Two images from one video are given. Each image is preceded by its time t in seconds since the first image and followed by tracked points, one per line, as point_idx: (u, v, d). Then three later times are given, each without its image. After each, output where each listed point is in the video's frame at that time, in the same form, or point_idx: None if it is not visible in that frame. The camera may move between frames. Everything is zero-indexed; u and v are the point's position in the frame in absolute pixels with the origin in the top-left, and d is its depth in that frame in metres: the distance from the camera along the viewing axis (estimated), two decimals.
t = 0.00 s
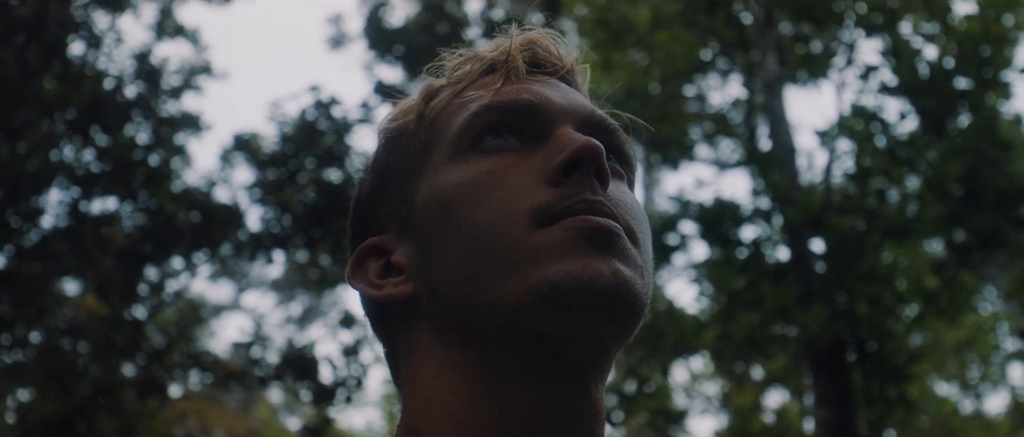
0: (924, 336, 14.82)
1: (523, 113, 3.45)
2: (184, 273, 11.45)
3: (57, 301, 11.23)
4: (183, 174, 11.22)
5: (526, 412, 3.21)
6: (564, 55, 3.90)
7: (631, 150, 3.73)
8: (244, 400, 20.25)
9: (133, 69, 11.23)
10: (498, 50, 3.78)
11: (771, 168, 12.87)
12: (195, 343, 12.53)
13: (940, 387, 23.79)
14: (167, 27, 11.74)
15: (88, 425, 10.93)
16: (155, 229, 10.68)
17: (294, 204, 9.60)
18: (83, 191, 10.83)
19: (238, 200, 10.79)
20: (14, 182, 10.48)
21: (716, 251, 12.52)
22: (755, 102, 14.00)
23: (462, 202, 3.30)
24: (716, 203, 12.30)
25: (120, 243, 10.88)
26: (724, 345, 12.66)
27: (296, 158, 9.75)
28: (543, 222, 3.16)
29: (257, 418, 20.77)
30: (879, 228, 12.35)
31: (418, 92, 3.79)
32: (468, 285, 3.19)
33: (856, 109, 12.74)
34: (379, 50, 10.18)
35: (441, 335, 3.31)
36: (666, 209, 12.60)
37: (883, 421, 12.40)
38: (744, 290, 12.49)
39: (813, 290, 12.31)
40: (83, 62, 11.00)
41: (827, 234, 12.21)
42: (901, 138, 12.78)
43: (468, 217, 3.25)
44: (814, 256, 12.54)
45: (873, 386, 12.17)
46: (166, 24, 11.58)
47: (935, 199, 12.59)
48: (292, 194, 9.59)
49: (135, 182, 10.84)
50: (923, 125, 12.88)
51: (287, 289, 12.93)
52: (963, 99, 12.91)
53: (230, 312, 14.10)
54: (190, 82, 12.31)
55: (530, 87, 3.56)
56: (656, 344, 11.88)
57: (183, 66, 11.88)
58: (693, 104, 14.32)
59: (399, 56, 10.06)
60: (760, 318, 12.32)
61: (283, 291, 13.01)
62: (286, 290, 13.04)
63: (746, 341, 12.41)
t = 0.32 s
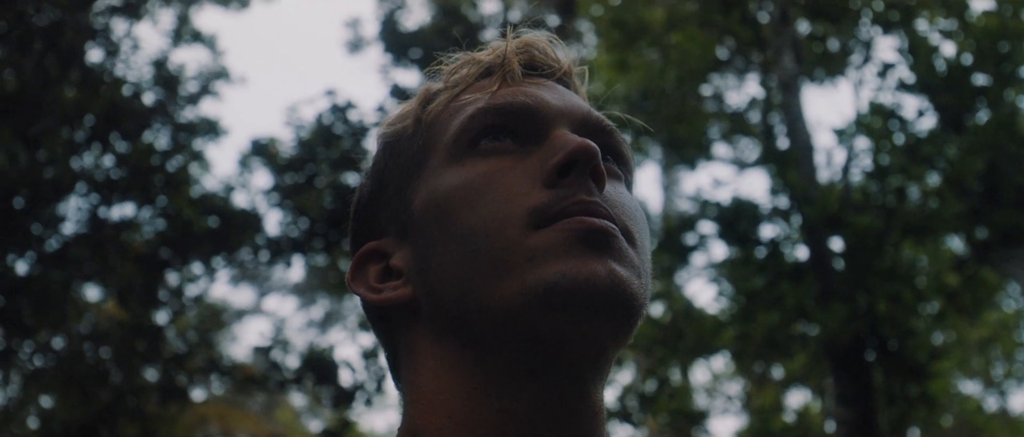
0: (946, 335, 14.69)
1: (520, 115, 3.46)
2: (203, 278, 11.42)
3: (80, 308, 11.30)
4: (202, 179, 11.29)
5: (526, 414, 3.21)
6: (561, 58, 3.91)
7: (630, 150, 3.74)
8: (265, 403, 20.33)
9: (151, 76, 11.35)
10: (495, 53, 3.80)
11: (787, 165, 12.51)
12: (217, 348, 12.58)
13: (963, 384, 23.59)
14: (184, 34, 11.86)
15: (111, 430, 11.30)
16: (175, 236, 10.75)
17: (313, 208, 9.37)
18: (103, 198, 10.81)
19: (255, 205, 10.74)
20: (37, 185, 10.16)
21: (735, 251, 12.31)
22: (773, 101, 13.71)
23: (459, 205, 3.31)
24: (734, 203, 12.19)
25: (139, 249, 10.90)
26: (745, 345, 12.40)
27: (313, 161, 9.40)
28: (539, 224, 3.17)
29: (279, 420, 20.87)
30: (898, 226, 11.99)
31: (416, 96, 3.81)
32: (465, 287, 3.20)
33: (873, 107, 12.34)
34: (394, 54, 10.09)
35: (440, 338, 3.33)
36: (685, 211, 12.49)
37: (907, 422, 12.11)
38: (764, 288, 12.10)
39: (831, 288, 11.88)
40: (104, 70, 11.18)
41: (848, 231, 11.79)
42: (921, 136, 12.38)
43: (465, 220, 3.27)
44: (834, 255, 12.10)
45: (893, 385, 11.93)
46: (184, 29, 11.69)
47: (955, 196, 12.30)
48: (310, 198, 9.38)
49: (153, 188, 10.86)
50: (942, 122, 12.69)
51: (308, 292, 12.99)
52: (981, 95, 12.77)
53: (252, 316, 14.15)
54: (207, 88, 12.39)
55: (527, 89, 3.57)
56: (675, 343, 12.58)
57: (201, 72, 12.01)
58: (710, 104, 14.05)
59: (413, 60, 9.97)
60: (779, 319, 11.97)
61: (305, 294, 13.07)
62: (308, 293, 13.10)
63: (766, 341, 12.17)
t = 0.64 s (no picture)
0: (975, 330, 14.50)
1: (517, 116, 3.48)
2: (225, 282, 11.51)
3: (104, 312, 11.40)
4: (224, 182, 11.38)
5: (527, 414, 3.22)
6: (561, 58, 3.92)
7: (629, 149, 3.74)
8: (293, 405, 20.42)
9: (173, 80, 11.51)
10: (493, 54, 3.81)
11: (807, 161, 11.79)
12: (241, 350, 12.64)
13: (992, 380, 23.29)
14: (203, 38, 12.02)
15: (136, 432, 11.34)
16: (195, 240, 10.96)
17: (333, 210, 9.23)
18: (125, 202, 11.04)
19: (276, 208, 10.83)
20: (58, 188, 10.50)
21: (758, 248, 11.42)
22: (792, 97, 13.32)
23: (457, 206, 3.33)
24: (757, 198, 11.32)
25: (162, 253, 11.11)
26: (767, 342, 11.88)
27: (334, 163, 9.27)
28: (536, 223, 3.18)
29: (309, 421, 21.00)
30: (920, 222, 11.14)
31: (416, 99, 3.83)
32: (464, 288, 3.22)
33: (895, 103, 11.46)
34: (414, 55, 10.07)
35: (441, 338, 3.34)
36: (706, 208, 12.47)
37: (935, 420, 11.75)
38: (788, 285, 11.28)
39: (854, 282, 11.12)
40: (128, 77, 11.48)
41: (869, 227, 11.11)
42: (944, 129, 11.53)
43: (464, 221, 3.29)
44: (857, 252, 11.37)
45: (916, 380, 11.51)
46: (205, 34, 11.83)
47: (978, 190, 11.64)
48: (332, 200, 9.27)
49: (175, 191, 11.05)
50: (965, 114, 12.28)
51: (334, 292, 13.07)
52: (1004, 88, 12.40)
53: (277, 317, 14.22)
54: (228, 91, 12.51)
55: (525, 89, 3.59)
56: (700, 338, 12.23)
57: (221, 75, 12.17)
58: (731, 100, 13.68)
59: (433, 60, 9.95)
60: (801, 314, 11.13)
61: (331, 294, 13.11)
62: (334, 293, 13.14)
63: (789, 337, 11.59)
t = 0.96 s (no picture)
0: (1002, 326, 14.31)
1: (515, 114, 3.49)
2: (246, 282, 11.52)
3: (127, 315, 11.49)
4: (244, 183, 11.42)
5: (525, 412, 3.23)
6: (559, 56, 3.93)
7: (627, 147, 3.74)
8: (315, 404, 20.47)
9: (193, 82, 11.61)
10: (492, 53, 3.83)
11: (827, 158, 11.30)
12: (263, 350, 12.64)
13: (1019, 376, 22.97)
14: (222, 40, 12.12)
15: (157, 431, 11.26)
16: (215, 239, 10.93)
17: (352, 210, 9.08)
18: (147, 204, 11.14)
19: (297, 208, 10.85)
20: (85, 196, 10.52)
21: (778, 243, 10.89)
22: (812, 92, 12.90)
23: (456, 206, 3.35)
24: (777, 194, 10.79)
25: (183, 253, 11.25)
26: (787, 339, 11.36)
27: (352, 163, 9.09)
28: (532, 221, 3.19)
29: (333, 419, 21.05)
30: (941, 216, 10.98)
31: (416, 99, 3.85)
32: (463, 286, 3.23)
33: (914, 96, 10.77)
34: (433, 56, 10.02)
35: (440, 337, 3.36)
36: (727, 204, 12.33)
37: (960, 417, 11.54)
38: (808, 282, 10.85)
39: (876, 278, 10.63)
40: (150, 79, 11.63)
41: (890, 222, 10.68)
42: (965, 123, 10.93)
43: (461, 220, 3.30)
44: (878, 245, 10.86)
45: (940, 376, 10.87)
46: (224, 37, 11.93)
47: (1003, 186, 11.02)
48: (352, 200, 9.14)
49: (194, 192, 11.07)
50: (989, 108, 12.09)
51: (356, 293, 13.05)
52: None
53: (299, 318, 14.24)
54: (247, 93, 12.57)
55: (523, 88, 3.60)
56: (721, 334, 11.87)
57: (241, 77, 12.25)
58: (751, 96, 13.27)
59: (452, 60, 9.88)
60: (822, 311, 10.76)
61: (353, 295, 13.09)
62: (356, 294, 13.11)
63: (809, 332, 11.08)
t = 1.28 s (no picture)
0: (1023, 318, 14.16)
1: (510, 111, 3.50)
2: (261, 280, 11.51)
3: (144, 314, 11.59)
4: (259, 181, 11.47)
5: (523, 407, 3.25)
6: (556, 52, 3.93)
7: (624, 142, 3.75)
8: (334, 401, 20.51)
9: (208, 80, 11.67)
10: (488, 50, 3.83)
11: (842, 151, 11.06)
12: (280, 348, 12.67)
13: None
14: (235, 39, 12.17)
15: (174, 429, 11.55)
16: (230, 238, 10.99)
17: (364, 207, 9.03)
18: (162, 202, 11.24)
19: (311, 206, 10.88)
20: (100, 195, 11.08)
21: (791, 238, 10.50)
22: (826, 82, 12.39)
23: (452, 202, 3.35)
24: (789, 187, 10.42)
25: (197, 252, 11.25)
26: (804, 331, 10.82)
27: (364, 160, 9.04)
28: (528, 218, 3.20)
29: (352, 416, 21.11)
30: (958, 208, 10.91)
31: (413, 96, 3.86)
32: (459, 283, 3.24)
33: (927, 86, 10.26)
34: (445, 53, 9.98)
35: (438, 333, 3.37)
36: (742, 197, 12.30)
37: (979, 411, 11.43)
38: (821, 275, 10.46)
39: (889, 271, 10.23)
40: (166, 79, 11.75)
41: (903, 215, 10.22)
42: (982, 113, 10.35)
43: (457, 216, 3.31)
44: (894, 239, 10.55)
45: (957, 368, 10.55)
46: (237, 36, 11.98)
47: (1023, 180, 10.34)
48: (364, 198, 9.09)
49: (208, 192, 11.08)
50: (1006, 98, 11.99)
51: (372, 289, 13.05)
52: None
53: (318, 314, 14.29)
54: (261, 92, 12.60)
55: (518, 85, 3.60)
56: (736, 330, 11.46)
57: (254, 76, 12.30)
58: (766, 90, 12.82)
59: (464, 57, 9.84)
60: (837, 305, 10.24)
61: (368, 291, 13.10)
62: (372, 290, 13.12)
63: (824, 328, 10.53)
